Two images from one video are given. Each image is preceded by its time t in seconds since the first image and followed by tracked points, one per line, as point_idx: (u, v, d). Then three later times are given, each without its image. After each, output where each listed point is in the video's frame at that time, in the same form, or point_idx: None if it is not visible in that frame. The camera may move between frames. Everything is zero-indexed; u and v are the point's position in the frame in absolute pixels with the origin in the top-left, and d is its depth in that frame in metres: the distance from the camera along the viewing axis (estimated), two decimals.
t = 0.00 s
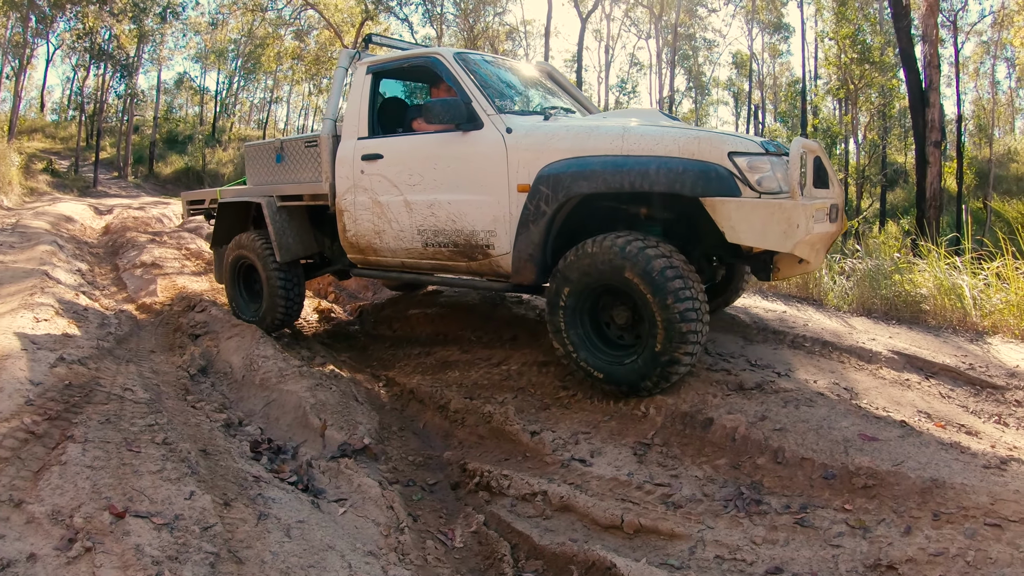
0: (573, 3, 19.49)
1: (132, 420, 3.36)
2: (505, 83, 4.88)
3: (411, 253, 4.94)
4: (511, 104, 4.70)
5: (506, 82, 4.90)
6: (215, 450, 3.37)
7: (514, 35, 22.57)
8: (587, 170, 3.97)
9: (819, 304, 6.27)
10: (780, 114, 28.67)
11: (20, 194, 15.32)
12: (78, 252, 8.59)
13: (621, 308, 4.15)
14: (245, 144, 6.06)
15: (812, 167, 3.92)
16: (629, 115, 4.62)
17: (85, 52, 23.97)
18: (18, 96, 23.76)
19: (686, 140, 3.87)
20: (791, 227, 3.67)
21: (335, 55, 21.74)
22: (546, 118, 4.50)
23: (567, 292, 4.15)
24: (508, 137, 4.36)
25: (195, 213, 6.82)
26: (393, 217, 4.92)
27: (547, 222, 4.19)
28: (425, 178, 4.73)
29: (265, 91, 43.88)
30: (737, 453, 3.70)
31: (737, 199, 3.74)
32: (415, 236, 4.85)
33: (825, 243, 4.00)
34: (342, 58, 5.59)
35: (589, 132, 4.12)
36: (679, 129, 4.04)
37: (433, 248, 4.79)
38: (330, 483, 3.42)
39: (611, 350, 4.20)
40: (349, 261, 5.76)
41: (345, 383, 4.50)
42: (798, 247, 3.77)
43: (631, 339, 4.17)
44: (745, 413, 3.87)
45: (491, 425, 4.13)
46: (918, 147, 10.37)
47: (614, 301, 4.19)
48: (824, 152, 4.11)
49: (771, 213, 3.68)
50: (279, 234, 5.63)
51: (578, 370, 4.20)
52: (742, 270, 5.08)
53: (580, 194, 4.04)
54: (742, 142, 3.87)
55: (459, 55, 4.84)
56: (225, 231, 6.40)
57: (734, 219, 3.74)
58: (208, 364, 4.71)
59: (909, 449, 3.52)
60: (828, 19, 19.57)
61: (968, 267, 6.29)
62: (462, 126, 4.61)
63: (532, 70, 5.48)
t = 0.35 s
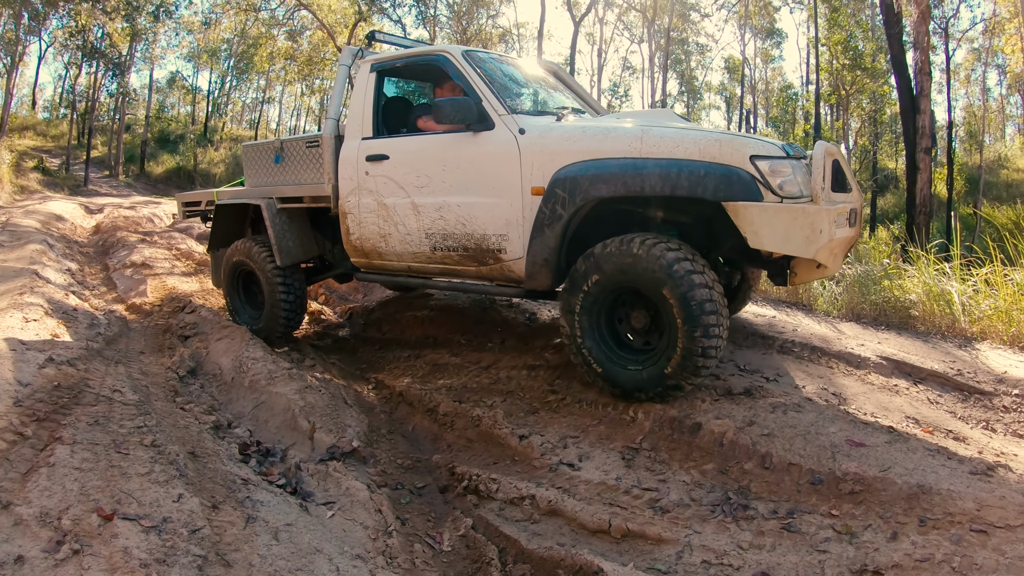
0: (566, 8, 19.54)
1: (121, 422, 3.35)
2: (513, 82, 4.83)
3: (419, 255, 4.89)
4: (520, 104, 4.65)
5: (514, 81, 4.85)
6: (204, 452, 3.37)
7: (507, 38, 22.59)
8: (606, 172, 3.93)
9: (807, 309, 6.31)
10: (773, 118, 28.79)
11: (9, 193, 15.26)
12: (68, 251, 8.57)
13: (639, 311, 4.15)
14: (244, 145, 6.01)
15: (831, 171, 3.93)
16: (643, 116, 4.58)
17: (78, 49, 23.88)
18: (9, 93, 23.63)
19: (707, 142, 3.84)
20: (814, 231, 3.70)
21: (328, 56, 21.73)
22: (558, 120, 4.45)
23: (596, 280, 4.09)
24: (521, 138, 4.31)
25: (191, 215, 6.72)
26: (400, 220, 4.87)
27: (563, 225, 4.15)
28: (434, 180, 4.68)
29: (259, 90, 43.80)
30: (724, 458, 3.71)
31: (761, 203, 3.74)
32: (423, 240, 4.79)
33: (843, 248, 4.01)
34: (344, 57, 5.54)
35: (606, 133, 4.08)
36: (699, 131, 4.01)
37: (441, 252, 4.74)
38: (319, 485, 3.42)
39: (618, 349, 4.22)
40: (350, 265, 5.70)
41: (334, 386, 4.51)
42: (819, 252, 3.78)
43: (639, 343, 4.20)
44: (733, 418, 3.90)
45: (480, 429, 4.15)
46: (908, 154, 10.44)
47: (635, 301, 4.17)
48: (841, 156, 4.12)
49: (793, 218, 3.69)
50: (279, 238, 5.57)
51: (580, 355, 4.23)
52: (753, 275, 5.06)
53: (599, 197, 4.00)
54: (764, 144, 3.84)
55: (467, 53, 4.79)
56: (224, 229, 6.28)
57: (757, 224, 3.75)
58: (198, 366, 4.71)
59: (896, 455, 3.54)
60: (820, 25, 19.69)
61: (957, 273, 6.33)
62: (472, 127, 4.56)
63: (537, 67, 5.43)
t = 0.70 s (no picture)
0: (558, 8, 19.55)
1: (111, 420, 3.34)
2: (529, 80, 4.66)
3: (433, 263, 4.69)
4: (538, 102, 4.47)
5: (528, 78, 4.69)
6: (193, 451, 3.36)
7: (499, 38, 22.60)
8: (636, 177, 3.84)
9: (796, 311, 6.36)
10: (764, 121, 28.91)
11: None
12: (57, 249, 8.53)
13: (671, 314, 4.08)
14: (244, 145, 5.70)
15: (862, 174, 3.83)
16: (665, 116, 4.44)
17: (69, 47, 23.75)
18: None
19: (738, 147, 3.77)
20: (847, 239, 3.59)
21: (320, 56, 21.67)
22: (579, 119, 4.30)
23: (647, 272, 3.94)
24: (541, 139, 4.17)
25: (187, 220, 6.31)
26: (412, 224, 4.68)
27: (590, 232, 4.04)
28: (448, 183, 4.51)
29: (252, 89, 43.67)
30: (713, 458, 3.74)
31: (794, 210, 3.65)
32: (437, 245, 4.61)
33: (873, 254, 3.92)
34: (349, 54, 5.39)
35: (633, 136, 3.97)
36: (728, 133, 3.92)
37: (457, 259, 4.57)
38: (309, 485, 3.42)
39: (637, 341, 4.15)
40: (357, 270, 5.43)
41: (324, 386, 4.52)
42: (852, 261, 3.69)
43: (656, 341, 4.15)
44: (721, 419, 3.93)
45: (470, 429, 4.17)
46: (898, 158, 10.50)
47: (672, 305, 4.07)
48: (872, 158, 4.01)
49: (826, 226, 3.59)
50: (283, 243, 5.26)
51: (598, 332, 4.15)
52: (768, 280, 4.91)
53: (626, 204, 3.92)
54: (796, 149, 3.76)
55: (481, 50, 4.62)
56: (225, 233, 5.89)
57: (789, 232, 3.66)
58: (187, 365, 4.71)
59: (883, 456, 3.58)
60: (812, 29, 19.79)
61: (946, 276, 6.39)
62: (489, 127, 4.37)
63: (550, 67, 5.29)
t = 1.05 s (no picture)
0: None
1: (104, 413, 3.35)
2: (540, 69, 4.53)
3: (445, 262, 4.57)
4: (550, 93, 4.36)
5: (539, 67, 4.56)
6: (186, 443, 3.38)
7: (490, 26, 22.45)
8: (661, 176, 3.77)
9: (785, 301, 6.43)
10: (754, 111, 28.94)
11: None
12: (45, 240, 8.49)
13: (700, 310, 4.00)
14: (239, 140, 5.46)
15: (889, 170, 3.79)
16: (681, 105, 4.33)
17: (55, 37, 23.41)
18: None
19: (766, 143, 3.71)
20: (877, 237, 3.53)
21: (309, 45, 21.46)
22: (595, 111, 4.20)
23: (699, 268, 3.82)
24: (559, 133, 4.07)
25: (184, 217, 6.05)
26: (424, 222, 4.54)
27: (613, 232, 3.95)
28: (462, 179, 4.36)
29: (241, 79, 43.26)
30: (702, 446, 3.79)
31: (823, 209, 3.62)
32: (451, 244, 4.48)
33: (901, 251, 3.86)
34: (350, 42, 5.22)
35: (656, 131, 3.88)
36: (754, 127, 3.85)
37: (471, 257, 4.45)
38: (301, 475, 3.45)
39: (658, 320, 4.09)
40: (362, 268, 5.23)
41: (315, 376, 4.55)
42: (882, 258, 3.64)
43: (674, 326, 4.09)
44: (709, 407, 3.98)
45: (461, 418, 4.20)
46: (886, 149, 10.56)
47: (706, 304, 3.99)
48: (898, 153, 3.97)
49: (856, 224, 3.55)
50: (286, 242, 5.04)
51: (627, 298, 4.05)
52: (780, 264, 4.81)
53: (652, 203, 3.84)
54: (824, 144, 3.71)
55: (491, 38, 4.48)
56: (223, 234, 5.60)
57: (818, 230, 3.62)
58: (178, 357, 4.73)
59: (870, 444, 3.63)
60: (802, 19, 19.77)
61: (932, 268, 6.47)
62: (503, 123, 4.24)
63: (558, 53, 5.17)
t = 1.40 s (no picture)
0: None
1: (87, 417, 3.38)
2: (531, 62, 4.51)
3: (439, 261, 4.59)
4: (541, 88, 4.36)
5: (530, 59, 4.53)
6: (169, 444, 3.41)
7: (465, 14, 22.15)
8: (663, 178, 3.83)
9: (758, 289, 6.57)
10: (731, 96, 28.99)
11: None
12: (14, 236, 8.37)
13: (699, 309, 4.06)
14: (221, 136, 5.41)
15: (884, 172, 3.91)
16: (676, 100, 4.37)
17: (20, 24, 22.69)
18: None
19: (767, 144, 3.78)
20: (875, 239, 3.66)
21: (280, 30, 21.04)
22: (592, 108, 4.23)
23: (716, 275, 3.85)
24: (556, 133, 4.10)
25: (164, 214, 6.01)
26: (416, 220, 4.55)
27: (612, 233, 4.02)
28: (455, 178, 4.38)
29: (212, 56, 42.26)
30: (673, 436, 3.91)
31: (823, 211, 3.72)
32: (445, 242, 4.50)
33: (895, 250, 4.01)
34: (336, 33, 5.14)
35: (657, 131, 3.93)
36: (753, 127, 3.91)
37: (465, 255, 4.48)
38: (283, 471, 3.53)
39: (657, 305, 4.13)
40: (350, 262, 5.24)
41: (293, 370, 4.61)
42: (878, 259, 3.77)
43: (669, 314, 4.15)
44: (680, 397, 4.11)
45: (437, 410, 4.29)
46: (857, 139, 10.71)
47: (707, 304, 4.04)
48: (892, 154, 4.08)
49: (855, 227, 3.67)
50: (273, 239, 5.03)
51: (635, 278, 4.06)
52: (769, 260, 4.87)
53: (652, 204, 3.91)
54: (824, 146, 3.81)
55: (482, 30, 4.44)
56: (207, 230, 5.55)
57: (818, 232, 3.74)
58: (156, 354, 4.76)
59: (836, 434, 3.77)
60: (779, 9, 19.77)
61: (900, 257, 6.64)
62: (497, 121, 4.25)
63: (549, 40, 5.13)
